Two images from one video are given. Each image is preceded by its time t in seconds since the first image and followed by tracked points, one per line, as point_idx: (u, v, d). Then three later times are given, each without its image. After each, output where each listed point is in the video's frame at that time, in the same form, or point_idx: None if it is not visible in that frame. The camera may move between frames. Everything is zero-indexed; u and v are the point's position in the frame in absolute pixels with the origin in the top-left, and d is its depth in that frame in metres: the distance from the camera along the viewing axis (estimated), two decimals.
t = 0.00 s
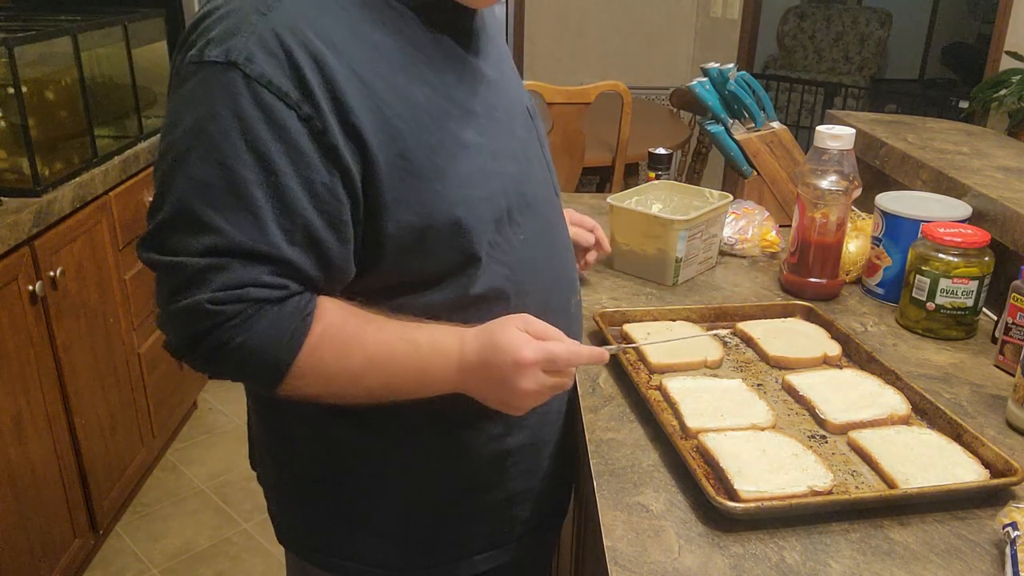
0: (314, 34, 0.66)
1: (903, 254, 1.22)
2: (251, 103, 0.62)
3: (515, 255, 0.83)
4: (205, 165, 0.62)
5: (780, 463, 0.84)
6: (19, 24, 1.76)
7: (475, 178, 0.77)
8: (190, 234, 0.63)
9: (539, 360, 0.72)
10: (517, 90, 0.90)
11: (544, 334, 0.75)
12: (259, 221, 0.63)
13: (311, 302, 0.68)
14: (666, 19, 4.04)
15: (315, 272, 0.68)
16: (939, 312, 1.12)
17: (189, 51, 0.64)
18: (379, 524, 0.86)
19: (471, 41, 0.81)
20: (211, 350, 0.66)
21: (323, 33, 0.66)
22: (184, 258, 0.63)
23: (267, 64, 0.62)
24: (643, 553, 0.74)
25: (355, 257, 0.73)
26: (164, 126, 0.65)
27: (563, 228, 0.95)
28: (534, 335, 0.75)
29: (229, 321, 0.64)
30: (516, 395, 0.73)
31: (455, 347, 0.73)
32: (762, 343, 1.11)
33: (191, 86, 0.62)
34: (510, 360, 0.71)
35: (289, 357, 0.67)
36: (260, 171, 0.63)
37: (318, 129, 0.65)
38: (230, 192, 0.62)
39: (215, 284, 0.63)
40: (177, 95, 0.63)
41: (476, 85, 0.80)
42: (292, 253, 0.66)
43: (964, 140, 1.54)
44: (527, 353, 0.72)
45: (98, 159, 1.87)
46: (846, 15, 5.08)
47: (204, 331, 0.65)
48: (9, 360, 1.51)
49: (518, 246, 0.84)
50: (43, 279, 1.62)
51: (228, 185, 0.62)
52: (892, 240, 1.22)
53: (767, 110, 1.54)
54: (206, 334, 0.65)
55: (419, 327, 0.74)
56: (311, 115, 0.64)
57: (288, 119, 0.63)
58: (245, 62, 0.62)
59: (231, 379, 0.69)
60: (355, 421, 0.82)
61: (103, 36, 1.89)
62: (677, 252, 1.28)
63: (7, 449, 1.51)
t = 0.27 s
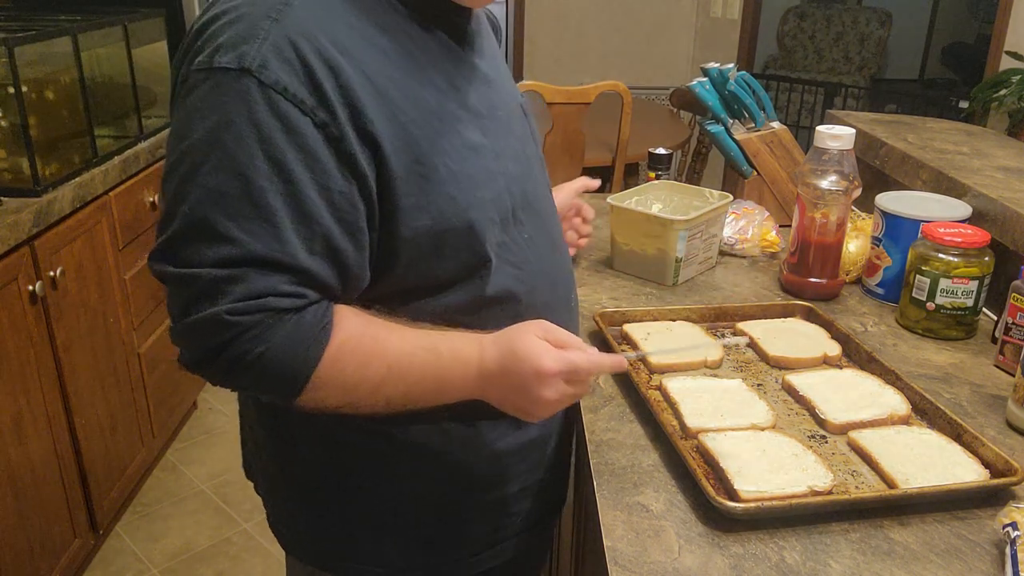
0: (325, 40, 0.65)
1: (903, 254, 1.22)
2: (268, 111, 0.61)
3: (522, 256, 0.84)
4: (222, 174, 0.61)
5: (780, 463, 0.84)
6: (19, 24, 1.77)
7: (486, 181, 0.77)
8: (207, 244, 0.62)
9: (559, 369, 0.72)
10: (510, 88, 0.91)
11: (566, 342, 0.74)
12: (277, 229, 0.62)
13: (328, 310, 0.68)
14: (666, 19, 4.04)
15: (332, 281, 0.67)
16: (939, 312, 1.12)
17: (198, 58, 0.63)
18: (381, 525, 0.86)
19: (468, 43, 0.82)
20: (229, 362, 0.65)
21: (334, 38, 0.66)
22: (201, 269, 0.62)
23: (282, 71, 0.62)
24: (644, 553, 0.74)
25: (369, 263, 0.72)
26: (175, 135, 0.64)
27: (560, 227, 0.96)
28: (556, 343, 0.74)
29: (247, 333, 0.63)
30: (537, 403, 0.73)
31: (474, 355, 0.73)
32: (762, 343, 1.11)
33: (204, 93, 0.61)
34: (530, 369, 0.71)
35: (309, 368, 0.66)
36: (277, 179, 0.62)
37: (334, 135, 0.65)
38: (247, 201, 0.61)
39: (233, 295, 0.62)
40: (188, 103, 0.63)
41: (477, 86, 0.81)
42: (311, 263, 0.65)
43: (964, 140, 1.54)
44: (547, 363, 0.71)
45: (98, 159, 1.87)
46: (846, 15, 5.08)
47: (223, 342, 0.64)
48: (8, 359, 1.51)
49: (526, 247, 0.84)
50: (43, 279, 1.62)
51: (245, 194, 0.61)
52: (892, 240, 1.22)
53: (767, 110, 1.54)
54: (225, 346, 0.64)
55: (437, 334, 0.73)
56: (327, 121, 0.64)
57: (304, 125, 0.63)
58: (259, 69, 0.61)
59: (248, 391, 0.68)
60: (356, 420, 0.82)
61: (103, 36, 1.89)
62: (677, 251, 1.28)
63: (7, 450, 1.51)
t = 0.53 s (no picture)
0: (329, 42, 0.65)
1: (903, 254, 1.22)
2: (275, 114, 0.61)
3: (527, 256, 0.84)
4: (231, 178, 0.61)
5: (780, 463, 0.84)
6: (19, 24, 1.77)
7: (490, 181, 0.77)
8: (215, 249, 0.62)
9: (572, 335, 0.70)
10: (507, 87, 0.91)
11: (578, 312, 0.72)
12: (286, 233, 0.62)
13: (339, 312, 0.67)
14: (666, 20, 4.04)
15: (346, 285, 0.67)
16: (939, 312, 1.12)
17: (203, 63, 0.63)
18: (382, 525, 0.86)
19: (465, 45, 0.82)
20: (241, 365, 0.65)
21: (339, 40, 0.66)
22: (209, 272, 0.62)
23: (288, 74, 0.62)
24: (644, 554, 0.74)
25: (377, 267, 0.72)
26: (181, 140, 0.63)
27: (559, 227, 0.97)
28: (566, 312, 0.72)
29: (255, 334, 0.63)
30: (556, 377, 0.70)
31: (484, 338, 0.72)
32: (762, 343, 1.11)
33: (210, 97, 0.61)
34: (542, 336, 0.69)
35: (320, 368, 0.65)
36: (286, 183, 0.62)
37: (341, 138, 0.65)
38: (256, 205, 0.61)
39: (240, 297, 0.62)
40: (194, 108, 0.62)
41: (477, 87, 0.82)
42: (322, 268, 0.64)
43: (964, 140, 1.54)
44: (559, 328, 0.69)
45: (98, 159, 1.87)
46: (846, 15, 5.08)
47: (234, 346, 0.64)
48: (8, 359, 1.51)
49: (530, 247, 0.85)
50: (42, 279, 1.62)
51: (254, 198, 0.61)
52: (892, 240, 1.22)
53: (767, 110, 1.54)
54: (234, 348, 0.64)
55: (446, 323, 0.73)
56: (334, 124, 0.64)
57: (311, 128, 0.63)
58: (266, 72, 0.61)
59: (260, 394, 0.67)
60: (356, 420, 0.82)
61: (104, 36, 1.89)
62: (685, 253, 1.27)
63: (6, 449, 1.51)
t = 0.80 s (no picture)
0: (334, 49, 0.65)
1: (903, 254, 1.22)
2: (285, 124, 0.61)
3: (531, 260, 0.84)
4: (242, 190, 0.60)
5: (780, 463, 0.84)
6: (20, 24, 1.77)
7: (498, 185, 0.77)
8: (228, 261, 0.62)
9: (597, 333, 0.73)
10: (508, 88, 0.91)
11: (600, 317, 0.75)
12: (301, 243, 0.62)
13: (355, 319, 0.67)
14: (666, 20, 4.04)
15: (359, 293, 0.67)
16: (939, 312, 1.12)
17: (207, 73, 0.62)
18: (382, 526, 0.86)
19: (464, 49, 0.82)
20: (262, 375, 0.65)
21: (343, 47, 0.66)
22: (225, 287, 0.62)
23: (296, 82, 0.61)
24: (644, 554, 0.74)
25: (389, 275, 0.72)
26: (190, 152, 0.63)
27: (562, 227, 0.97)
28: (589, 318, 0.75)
29: (278, 346, 0.63)
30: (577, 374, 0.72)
31: (506, 343, 0.73)
32: (762, 343, 1.11)
33: (217, 109, 0.61)
34: (569, 332, 0.72)
35: (342, 375, 0.66)
36: (298, 193, 0.61)
37: (350, 145, 0.64)
38: (270, 216, 0.61)
39: (262, 311, 0.62)
40: (201, 120, 0.62)
41: (479, 91, 0.82)
42: (337, 276, 0.64)
43: (964, 140, 1.54)
44: (585, 326, 0.72)
45: (98, 159, 1.86)
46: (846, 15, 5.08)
47: (255, 357, 0.64)
48: (8, 358, 1.51)
49: (536, 249, 0.85)
50: (42, 279, 1.62)
51: (267, 209, 0.61)
52: (892, 240, 1.22)
53: (767, 110, 1.54)
54: (258, 361, 0.64)
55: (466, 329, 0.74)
56: (343, 131, 0.64)
57: (321, 137, 0.62)
58: (274, 81, 0.61)
59: (281, 404, 0.67)
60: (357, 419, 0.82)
61: (104, 36, 1.89)
62: (690, 254, 1.27)
63: (7, 449, 1.51)
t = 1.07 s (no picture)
0: (339, 55, 0.65)
1: (903, 254, 1.22)
2: (289, 131, 0.61)
3: (540, 265, 0.84)
4: (245, 199, 0.60)
5: (780, 463, 0.84)
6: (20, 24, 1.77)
7: (504, 190, 0.77)
8: (230, 269, 0.62)
9: (598, 339, 0.73)
10: (514, 91, 0.91)
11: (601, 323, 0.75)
12: (303, 252, 0.62)
13: (357, 327, 0.67)
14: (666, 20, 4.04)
15: (363, 300, 0.67)
16: (939, 312, 1.12)
17: (212, 79, 0.62)
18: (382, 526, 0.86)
19: (471, 53, 0.81)
20: (262, 383, 0.65)
21: (348, 53, 0.66)
22: (225, 294, 0.62)
23: (301, 90, 0.61)
24: (644, 554, 0.74)
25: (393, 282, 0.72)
26: (193, 158, 0.63)
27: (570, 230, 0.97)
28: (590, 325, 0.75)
29: (278, 353, 0.63)
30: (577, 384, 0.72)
31: (507, 349, 0.73)
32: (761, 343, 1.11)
33: (221, 116, 0.61)
34: (569, 338, 0.71)
35: (342, 383, 0.66)
36: (301, 201, 0.61)
37: (356, 153, 0.64)
38: (273, 225, 0.61)
39: (262, 318, 0.62)
40: (204, 127, 0.62)
41: (486, 95, 0.82)
42: (340, 284, 0.64)
43: (964, 140, 1.54)
44: (586, 331, 0.72)
45: (98, 159, 1.86)
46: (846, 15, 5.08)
47: (254, 364, 0.64)
48: (8, 358, 1.51)
49: (543, 254, 0.85)
50: (42, 279, 1.62)
51: (270, 218, 0.60)
52: (892, 240, 1.22)
53: (767, 110, 1.54)
54: (258, 369, 0.64)
55: (467, 336, 0.74)
56: (348, 138, 0.64)
57: (326, 145, 0.62)
58: (278, 88, 0.60)
59: (281, 412, 0.67)
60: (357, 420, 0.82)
61: (103, 36, 1.89)
62: (689, 256, 1.26)
63: (6, 449, 1.51)
